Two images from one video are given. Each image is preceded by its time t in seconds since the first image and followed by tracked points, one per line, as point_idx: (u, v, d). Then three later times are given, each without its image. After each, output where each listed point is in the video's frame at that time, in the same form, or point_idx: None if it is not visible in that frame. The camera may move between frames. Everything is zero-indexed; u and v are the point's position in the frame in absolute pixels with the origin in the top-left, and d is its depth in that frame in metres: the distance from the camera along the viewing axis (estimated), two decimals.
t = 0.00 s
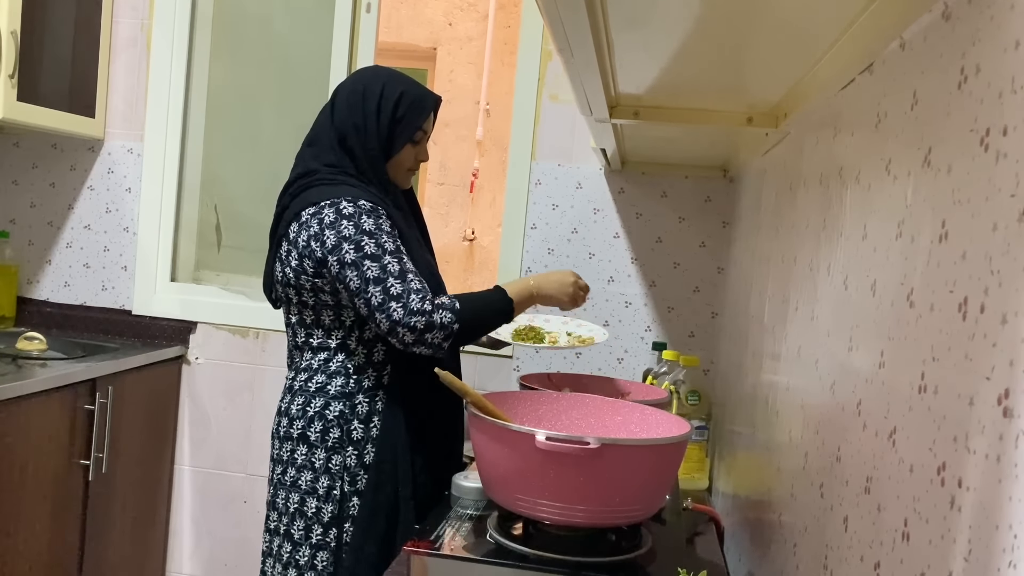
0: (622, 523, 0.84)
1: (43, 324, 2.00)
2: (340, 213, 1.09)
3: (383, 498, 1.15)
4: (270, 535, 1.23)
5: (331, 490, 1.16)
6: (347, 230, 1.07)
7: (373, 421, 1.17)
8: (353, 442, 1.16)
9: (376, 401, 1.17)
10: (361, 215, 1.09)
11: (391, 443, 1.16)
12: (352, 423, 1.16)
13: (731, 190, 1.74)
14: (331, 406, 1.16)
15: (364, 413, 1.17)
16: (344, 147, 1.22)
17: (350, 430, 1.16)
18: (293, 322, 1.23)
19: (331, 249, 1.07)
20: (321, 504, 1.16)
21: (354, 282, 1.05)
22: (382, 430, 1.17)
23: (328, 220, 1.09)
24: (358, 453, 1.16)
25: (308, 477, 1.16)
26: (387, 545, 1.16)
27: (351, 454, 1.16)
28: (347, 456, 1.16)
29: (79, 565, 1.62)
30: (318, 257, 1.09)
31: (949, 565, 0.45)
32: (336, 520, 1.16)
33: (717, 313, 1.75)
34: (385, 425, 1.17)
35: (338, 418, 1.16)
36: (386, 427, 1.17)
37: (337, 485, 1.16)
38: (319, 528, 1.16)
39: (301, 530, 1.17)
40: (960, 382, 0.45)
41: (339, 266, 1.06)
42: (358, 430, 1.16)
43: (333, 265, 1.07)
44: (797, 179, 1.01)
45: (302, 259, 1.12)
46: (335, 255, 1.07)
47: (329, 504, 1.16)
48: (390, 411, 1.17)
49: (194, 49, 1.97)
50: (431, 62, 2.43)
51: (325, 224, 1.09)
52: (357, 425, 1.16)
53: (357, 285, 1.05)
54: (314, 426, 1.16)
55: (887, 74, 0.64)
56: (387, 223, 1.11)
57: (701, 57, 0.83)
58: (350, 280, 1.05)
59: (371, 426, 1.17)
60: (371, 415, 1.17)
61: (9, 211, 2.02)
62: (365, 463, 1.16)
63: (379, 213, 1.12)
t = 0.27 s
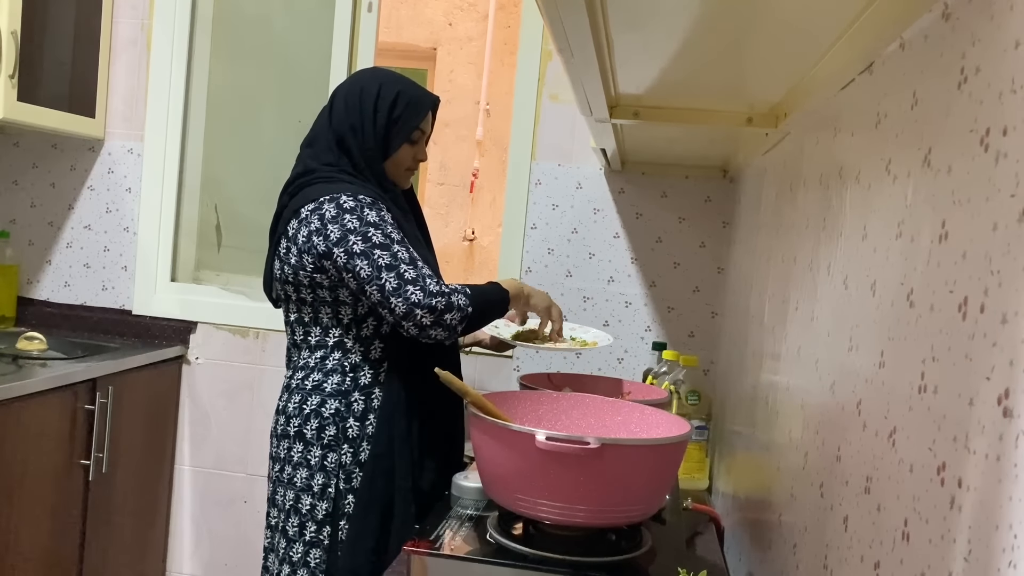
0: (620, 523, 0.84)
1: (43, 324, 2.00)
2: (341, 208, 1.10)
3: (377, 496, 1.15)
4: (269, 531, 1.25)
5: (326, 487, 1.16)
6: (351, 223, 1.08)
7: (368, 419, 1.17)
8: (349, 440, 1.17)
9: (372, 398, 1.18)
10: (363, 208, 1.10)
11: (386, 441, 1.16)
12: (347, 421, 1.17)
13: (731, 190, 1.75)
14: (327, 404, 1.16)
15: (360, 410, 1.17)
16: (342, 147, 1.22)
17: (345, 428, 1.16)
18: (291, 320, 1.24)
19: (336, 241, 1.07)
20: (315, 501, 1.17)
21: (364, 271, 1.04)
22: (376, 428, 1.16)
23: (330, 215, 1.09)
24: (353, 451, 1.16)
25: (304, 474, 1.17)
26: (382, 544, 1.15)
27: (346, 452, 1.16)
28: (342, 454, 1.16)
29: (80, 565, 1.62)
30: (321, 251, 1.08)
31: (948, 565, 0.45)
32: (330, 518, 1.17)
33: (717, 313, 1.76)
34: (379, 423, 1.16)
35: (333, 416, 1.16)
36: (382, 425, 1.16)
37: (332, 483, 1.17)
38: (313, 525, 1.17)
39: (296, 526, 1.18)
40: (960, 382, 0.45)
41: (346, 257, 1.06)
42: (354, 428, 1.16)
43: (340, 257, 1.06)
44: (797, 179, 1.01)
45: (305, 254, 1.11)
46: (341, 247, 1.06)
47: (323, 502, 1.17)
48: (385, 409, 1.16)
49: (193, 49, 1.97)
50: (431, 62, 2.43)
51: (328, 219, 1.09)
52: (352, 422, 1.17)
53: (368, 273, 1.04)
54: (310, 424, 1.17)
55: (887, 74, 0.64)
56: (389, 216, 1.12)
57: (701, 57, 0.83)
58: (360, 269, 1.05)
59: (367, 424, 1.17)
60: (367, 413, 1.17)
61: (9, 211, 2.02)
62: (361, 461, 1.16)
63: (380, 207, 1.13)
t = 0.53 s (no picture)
0: (620, 523, 0.84)
1: (42, 324, 2.00)
2: (343, 208, 1.10)
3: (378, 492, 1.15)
4: (267, 531, 1.25)
5: (325, 486, 1.16)
6: (354, 223, 1.08)
7: (368, 418, 1.16)
8: (349, 439, 1.16)
9: (372, 398, 1.17)
10: (365, 209, 1.10)
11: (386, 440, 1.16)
12: (347, 420, 1.16)
13: (731, 190, 1.75)
14: (327, 403, 1.16)
15: (359, 410, 1.16)
16: (343, 148, 1.22)
17: (345, 427, 1.16)
18: (292, 319, 1.24)
19: (338, 241, 1.07)
20: (315, 500, 1.16)
21: (365, 271, 1.04)
22: (376, 427, 1.16)
23: (332, 215, 1.09)
24: (352, 451, 1.16)
25: (304, 474, 1.17)
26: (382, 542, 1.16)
27: (346, 451, 1.16)
28: (342, 453, 1.16)
29: (79, 565, 1.62)
30: (322, 251, 1.08)
31: (949, 565, 0.45)
32: (330, 517, 1.17)
33: (717, 313, 1.76)
34: (379, 422, 1.16)
35: (333, 416, 1.16)
36: (381, 425, 1.16)
37: (332, 482, 1.16)
38: (313, 524, 1.16)
39: (296, 526, 1.18)
40: (960, 382, 0.45)
41: (348, 257, 1.06)
42: (353, 427, 1.16)
43: (341, 257, 1.06)
44: (797, 179, 1.01)
45: (305, 254, 1.11)
46: (343, 247, 1.06)
47: (323, 501, 1.16)
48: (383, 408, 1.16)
49: (194, 49, 1.97)
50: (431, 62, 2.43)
51: (330, 218, 1.09)
52: (352, 422, 1.16)
53: (370, 273, 1.04)
54: (309, 423, 1.17)
55: (887, 74, 0.64)
56: (391, 216, 1.12)
57: (701, 57, 0.83)
58: (362, 269, 1.05)
59: (367, 423, 1.16)
60: (366, 413, 1.17)
61: (9, 211, 2.02)
62: (360, 461, 1.16)
63: (382, 208, 1.12)
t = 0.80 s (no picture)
0: (620, 523, 0.84)
1: (42, 324, 2.00)
2: (342, 208, 1.10)
3: (381, 493, 1.15)
4: (267, 531, 1.25)
5: (327, 487, 1.16)
6: (351, 223, 1.07)
7: (370, 419, 1.16)
8: (350, 439, 1.16)
9: (374, 398, 1.17)
10: (365, 207, 1.09)
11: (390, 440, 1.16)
12: (349, 420, 1.16)
13: (731, 190, 1.74)
14: (329, 404, 1.16)
15: (361, 410, 1.17)
16: (345, 148, 1.22)
17: (347, 428, 1.16)
18: (294, 320, 1.24)
19: (338, 242, 1.07)
20: (317, 500, 1.16)
21: (364, 271, 1.04)
22: (378, 428, 1.16)
23: (331, 215, 1.09)
24: (354, 451, 1.16)
25: (305, 474, 1.17)
26: (384, 542, 1.16)
27: (348, 451, 1.16)
28: (344, 453, 1.16)
29: (79, 565, 1.62)
30: (324, 252, 1.08)
31: (949, 565, 0.45)
32: (331, 517, 1.16)
33: (717, 313, 1.76)
34: (381, 423, 1.16)
35: (334, 416, 1.16)
36: (383, 426, 1.16)
37: (333, 482, 1.16)
38: (315, 524, 1.16)
39: (298, 526, 1.17)
40: (960, 382, 0.45)
41: (347, 258, 1.06)
42: (355, 427, 1.16)
43: (341, 258, 1.06)
44: (797, 179, 1.01)
45: (307, 255, 1.11)
46: (342, 248, 1.06)
47: (325, 501, 1.16)
48: (387, 410, 1.16)
49: (194, 49, 1.97)
50: (431, 63, 2.43)
51: (330, 219, 1.09)
52: (354, 422, 1.16)
53: (368, 272, 1.04)
54: (312, 423, 1.17)
55: (887, 74, 0.64)
56: (390, 213, 1.11)
57: (701, 57, 0.83)
58: (361, 268, 1.04)
59: (369, 423, 1.16)
60: (369, 413, 1.17)
61: (9, 211, 2.02)
62: (362, 461, 1.16)
63: (382, 206, 1.12)
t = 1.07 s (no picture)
0: (621, 523, 0.84)
1: (42, 324, 2.00)
2: (353, 209, 1.10)
3: (387, 494, 1.16)
4: (271, 530, 1.25)
5: (334, 487, 1.17)
6: (360, 224, 1.08)
7: (378, 420, 1.17)
8: (358, 440, 1.17)
9: (382, 400, 1.18)
10: (375, 210, 1.10)
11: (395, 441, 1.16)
12: (357, 421, 1.16)
13: (731, 190, 1.75)
14: (337, 404, 1.16)
15: (370, 411, 1.17)
16: (355, 148, 1.22)
17: (355, 428, 1.16)
18: (301, 319, 1.24)
19: (344, 243, 1.08)
20: (323, 500, 1.16)
21: (364, 276, 1.05)
22: (387, 429, 1.17)
23: (342, 215, 1.10)
24: (362, 451, 1.16)
25: (311, 474, 1.17)
26: (388, 542, 1.16)
27: (355, 452, 1.16)
28: (352, 454, 1.16)
29: (79, 565, 1.62)
30: (332, 251, 1.09)
31: (949, 565, 0.45)
32: (337, 518, 1.17)
33: (717, 313, 1.76)
34: (389, 424, 1.17)
35: (343, 416, 1.16)
36: (392, 426, 1.17)
37: (340, 483, 1.17)
38: (320, 524, 1.17)
39: (303, 525, 1.18)
40: (960, 382, 0.45)
41: (350, 260, 1.07)
42: (363, 428, 1.17)
43: (343, 260, 1.07)
44: (797, 179, 1.01)
45: (317, 254, 1.12)
46: (346, 250, 1.07)
47: (331, 501, 1.17)
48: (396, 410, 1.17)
49: (194, 50, 1.97)
50: (431, 63, 2.43)
51: (339, 218, 1.10)
52: (362, 423, 1.17)
53: (366, 279, 1.05)
54: (319, 423, 1.16)
55: (887, 74, 0.64)
56: (399, 218, 1.11)
57: (701, 57, 0.83)
58: (360, 273, 1.05)
59: (377, 424, 1.17)
60: (377, 414, 1.17)
61: (9, 211, 2.02)
62: (369, 461, 1.16)
63: (393, 210, 1.13)
